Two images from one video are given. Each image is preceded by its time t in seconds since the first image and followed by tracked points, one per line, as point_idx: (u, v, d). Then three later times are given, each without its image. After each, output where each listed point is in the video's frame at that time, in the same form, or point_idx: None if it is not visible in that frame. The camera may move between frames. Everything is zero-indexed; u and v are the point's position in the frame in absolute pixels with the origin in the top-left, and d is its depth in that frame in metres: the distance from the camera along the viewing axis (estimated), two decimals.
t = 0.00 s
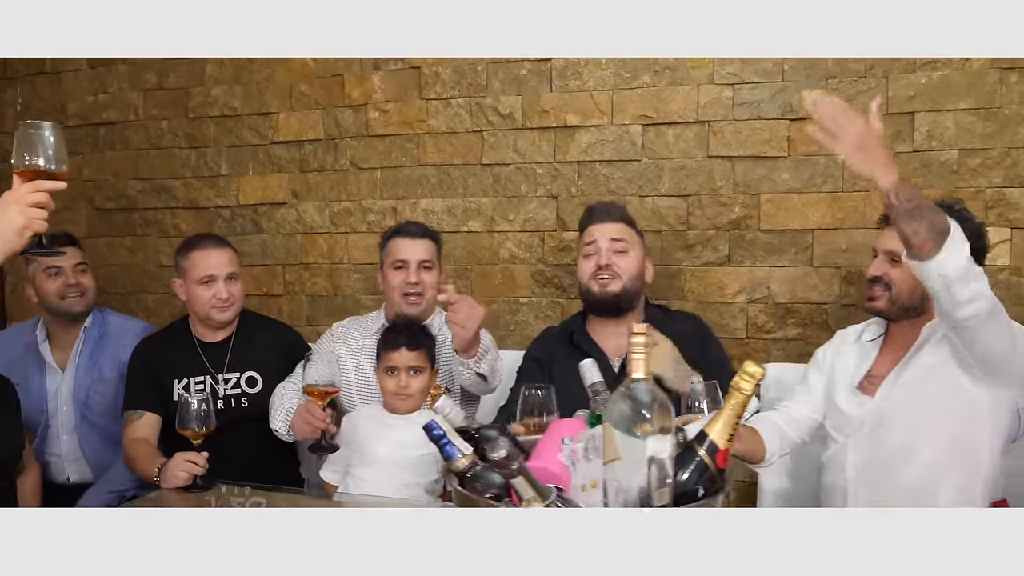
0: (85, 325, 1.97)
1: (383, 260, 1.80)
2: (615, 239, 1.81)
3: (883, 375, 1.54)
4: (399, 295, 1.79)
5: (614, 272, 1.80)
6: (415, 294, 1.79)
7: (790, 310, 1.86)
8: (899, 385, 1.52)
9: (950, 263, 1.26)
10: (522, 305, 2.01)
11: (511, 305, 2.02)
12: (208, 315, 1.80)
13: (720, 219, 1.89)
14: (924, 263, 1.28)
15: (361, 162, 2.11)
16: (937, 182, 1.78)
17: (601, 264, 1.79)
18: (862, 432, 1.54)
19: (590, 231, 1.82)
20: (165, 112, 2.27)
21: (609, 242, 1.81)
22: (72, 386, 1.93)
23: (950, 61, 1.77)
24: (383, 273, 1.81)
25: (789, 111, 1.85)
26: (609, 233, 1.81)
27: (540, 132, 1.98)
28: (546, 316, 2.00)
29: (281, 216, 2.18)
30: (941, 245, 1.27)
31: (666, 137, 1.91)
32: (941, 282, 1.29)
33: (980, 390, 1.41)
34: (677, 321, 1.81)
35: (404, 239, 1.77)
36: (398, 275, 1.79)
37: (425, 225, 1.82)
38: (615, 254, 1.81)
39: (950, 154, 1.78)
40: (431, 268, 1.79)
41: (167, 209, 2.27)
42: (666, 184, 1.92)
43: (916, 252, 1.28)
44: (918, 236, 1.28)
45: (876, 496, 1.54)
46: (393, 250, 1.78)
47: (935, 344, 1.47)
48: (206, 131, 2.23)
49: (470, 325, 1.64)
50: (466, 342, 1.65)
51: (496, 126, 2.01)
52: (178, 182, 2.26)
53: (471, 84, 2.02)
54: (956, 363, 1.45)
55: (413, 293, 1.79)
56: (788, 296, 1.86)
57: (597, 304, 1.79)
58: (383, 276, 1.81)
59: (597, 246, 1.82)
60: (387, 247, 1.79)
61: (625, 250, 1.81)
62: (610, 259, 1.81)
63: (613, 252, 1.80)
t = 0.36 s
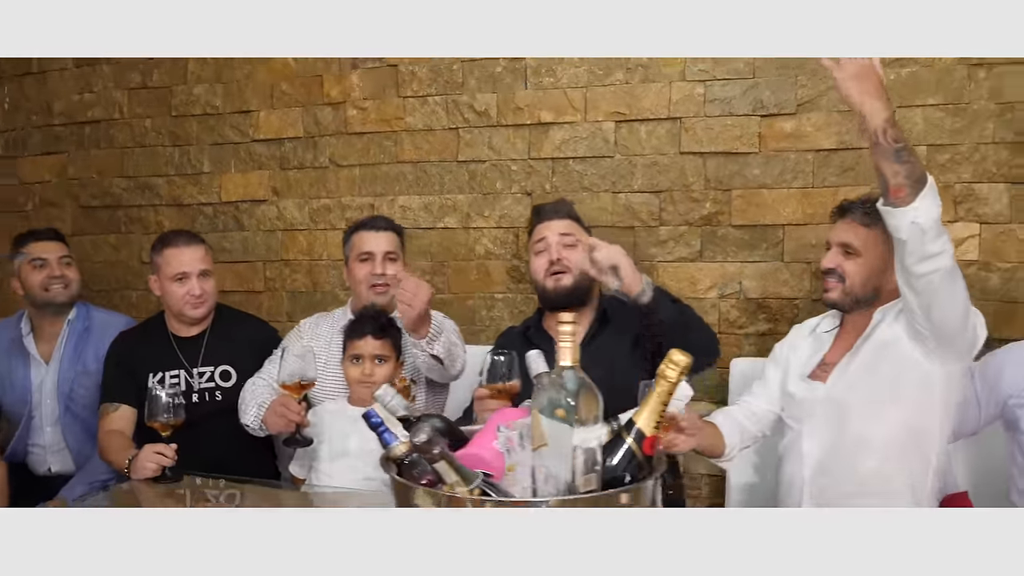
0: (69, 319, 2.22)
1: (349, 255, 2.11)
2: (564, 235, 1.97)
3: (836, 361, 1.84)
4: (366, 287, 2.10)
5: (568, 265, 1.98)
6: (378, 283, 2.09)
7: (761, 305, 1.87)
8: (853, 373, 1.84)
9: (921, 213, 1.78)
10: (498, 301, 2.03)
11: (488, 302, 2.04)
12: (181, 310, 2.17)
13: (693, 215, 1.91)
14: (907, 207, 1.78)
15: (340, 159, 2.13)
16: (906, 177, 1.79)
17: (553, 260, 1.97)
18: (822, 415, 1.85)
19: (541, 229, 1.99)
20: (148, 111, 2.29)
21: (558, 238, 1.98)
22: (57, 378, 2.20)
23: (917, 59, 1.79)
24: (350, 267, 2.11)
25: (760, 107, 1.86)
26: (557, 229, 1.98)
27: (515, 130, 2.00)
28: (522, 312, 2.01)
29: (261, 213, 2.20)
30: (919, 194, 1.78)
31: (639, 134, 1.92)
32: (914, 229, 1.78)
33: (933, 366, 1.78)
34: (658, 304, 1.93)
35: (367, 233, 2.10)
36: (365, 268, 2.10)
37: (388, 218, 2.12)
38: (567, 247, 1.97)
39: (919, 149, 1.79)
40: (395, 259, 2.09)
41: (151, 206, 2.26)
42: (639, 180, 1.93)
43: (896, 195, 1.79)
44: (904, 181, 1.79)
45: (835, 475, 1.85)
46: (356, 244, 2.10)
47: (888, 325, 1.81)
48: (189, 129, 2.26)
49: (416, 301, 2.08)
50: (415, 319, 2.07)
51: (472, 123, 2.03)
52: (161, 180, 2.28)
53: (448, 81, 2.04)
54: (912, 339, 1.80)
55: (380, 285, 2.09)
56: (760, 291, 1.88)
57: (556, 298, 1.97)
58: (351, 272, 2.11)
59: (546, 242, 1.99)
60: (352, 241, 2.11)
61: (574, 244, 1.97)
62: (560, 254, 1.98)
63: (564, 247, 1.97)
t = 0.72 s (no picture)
0: (34, 320, 1.96)
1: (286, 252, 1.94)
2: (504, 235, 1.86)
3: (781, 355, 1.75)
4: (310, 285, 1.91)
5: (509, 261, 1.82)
6: (319, 279, 1.90)
7: (726, 303, 1.87)
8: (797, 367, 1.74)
9: (858, 211, 1.32)
10: (466, 298, 2.03)
11: (456, 299, 2.04)
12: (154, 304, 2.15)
13: (657, 212, 1.90)
14: (843, 206, 1.33)
15: (311, 157, 2.14)
16: (871, 174, 1.79)
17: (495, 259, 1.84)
18: (765, 411, 1.51)
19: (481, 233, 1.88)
20: (123, 109, 2.30)
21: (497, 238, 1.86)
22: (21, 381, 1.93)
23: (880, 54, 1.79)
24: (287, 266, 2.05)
25: (723, 104, 1.86)
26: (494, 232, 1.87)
27: (482, 127, 2.00)
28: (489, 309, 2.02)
29: (234, 211, 2.22)
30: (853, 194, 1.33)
31: (604, 131, 1.92)
32: (849, 232, 1.33)
33: (876, 361, 1.44)
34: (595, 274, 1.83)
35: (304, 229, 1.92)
36: (302, 265, 1.91)
37: (323, 215, 1.96)
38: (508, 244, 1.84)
39: (882, 146, 1.79)
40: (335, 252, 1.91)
41: (125, 204, 2.30)
42: (604, 177, 1.93)
43: (828, 196, 1.35)
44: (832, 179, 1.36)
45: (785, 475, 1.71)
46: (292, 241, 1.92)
47: (835, 319, 1.49)
48: (162, 128, 2.27)
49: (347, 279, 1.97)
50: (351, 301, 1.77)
51: (439, 121, 2.03)
52: (136, 178, 2.30)
53: (415, 79, 2.05)
54: (852, 335, 1.47)
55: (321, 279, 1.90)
56: (724, 288, 1.87)
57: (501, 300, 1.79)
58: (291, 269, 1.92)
59: (488, 245, 1.87)
60: (291, 239, 1.92)
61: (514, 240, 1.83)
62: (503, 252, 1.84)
63: (504, 247, 1.84)
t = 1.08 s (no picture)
0: (5, 322, 1.99)
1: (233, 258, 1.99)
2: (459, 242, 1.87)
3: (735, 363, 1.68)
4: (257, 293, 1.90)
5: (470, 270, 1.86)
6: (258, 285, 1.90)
7: (691, 304, 1.88)
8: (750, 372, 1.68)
9: (797, 281, 1.21)
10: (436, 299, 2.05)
11: (426, 300, 2.06)
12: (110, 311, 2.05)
13: (624, 214, 1.92)
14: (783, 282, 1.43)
15: (285, 160, 2.16)
16: (833, 177, 1.80)
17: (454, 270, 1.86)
18: (718, 419, 1.46)
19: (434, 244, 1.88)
20: (102, 113, 2.33)
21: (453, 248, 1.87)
22: None
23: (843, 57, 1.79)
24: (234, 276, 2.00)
25: (688, 108, 1.88)
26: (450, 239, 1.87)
27: (451, 130, 2.02)
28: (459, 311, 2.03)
29: (210, 213, 2.24)
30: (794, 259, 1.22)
31: (571, 134, 1.94)
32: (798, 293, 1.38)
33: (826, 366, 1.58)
34: (537, 275, 1.76)
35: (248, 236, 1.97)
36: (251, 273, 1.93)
37: (267, 222, 2.00)
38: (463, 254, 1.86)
39: (845, 149, 1.80)
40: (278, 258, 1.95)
41: (103, 206, 2.32)
42: (571, 180, 1.95)
43: (768, 261, 1.25)
44: (771, 245, 1.25)
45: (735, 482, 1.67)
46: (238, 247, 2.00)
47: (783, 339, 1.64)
48: (141, 131, 2.30)
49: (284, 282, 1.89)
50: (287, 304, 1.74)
51: (410, 125, 2.05)
52: (114, 180, 2.33)
53: (387, 83, 2.07)
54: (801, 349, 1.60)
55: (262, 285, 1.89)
56: (689, 290, 1.88)
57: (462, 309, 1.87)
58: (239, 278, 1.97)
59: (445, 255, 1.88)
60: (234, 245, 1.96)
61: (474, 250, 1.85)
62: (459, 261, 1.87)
63: (461, 255, 1.86)
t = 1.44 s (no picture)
0: None
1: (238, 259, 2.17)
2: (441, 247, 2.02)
3: (703, 367, 1.83)
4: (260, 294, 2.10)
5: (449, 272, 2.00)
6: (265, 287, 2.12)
7: (671, 305, 1.89)
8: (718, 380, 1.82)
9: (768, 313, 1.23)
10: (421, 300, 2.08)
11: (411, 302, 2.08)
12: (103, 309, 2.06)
13: (604, 216, 1.95)
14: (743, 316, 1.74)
15: (274, 163, 2.20)
16: (808, 179, 1.82)
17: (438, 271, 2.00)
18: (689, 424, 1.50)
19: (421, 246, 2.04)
20: (96, 117, 2.37)
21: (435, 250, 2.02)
22: None
23: (818, 62, 1.82)
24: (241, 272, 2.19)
25: (666, 112, 1.91)
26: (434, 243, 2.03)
27: (435, 134, 2.06)
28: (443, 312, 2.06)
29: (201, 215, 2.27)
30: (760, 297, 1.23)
31: (552, 138, 1.97)
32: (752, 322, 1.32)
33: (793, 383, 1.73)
34: (541, 260, 1.91)
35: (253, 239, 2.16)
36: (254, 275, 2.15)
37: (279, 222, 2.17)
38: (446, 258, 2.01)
39: (820, 152, 1.81)
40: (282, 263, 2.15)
41: (97, 209, 2.36)
42: (553, 182, 1.98)
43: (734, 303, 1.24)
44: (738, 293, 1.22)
45: (705, 480, 1.81)
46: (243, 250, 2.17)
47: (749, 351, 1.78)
48: (134, 135, 2.34)
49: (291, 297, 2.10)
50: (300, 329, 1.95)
51: (395, 128, 2.09)
52: (109, 183, 2.37)
53: (372, 87, 2.11)
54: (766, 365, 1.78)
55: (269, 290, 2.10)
56: (668, 291, 1.89)
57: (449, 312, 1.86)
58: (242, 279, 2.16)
59: (428, 258, 2.03)
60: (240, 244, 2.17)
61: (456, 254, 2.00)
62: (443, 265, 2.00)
63: (445, 258, 2.00)
